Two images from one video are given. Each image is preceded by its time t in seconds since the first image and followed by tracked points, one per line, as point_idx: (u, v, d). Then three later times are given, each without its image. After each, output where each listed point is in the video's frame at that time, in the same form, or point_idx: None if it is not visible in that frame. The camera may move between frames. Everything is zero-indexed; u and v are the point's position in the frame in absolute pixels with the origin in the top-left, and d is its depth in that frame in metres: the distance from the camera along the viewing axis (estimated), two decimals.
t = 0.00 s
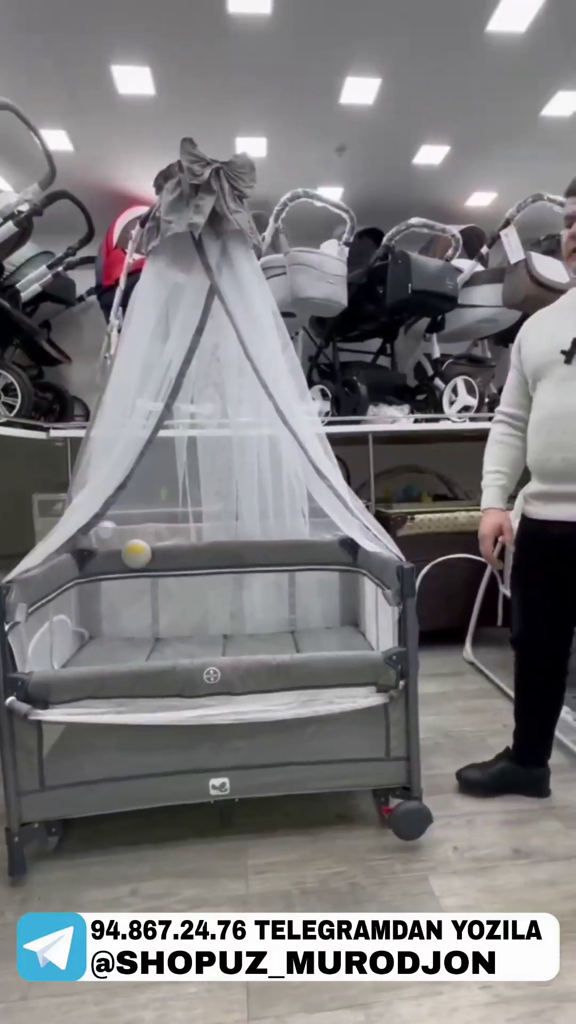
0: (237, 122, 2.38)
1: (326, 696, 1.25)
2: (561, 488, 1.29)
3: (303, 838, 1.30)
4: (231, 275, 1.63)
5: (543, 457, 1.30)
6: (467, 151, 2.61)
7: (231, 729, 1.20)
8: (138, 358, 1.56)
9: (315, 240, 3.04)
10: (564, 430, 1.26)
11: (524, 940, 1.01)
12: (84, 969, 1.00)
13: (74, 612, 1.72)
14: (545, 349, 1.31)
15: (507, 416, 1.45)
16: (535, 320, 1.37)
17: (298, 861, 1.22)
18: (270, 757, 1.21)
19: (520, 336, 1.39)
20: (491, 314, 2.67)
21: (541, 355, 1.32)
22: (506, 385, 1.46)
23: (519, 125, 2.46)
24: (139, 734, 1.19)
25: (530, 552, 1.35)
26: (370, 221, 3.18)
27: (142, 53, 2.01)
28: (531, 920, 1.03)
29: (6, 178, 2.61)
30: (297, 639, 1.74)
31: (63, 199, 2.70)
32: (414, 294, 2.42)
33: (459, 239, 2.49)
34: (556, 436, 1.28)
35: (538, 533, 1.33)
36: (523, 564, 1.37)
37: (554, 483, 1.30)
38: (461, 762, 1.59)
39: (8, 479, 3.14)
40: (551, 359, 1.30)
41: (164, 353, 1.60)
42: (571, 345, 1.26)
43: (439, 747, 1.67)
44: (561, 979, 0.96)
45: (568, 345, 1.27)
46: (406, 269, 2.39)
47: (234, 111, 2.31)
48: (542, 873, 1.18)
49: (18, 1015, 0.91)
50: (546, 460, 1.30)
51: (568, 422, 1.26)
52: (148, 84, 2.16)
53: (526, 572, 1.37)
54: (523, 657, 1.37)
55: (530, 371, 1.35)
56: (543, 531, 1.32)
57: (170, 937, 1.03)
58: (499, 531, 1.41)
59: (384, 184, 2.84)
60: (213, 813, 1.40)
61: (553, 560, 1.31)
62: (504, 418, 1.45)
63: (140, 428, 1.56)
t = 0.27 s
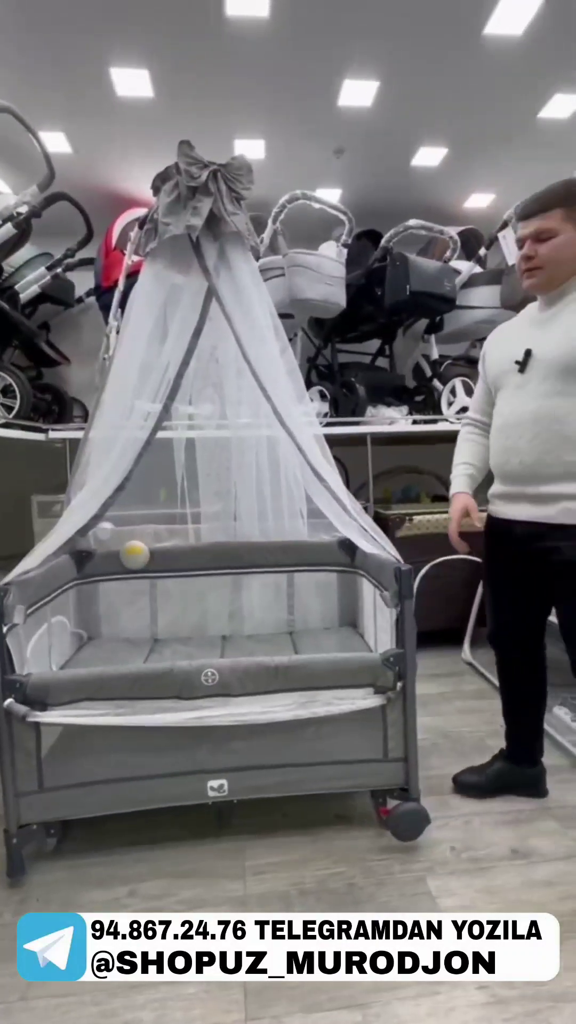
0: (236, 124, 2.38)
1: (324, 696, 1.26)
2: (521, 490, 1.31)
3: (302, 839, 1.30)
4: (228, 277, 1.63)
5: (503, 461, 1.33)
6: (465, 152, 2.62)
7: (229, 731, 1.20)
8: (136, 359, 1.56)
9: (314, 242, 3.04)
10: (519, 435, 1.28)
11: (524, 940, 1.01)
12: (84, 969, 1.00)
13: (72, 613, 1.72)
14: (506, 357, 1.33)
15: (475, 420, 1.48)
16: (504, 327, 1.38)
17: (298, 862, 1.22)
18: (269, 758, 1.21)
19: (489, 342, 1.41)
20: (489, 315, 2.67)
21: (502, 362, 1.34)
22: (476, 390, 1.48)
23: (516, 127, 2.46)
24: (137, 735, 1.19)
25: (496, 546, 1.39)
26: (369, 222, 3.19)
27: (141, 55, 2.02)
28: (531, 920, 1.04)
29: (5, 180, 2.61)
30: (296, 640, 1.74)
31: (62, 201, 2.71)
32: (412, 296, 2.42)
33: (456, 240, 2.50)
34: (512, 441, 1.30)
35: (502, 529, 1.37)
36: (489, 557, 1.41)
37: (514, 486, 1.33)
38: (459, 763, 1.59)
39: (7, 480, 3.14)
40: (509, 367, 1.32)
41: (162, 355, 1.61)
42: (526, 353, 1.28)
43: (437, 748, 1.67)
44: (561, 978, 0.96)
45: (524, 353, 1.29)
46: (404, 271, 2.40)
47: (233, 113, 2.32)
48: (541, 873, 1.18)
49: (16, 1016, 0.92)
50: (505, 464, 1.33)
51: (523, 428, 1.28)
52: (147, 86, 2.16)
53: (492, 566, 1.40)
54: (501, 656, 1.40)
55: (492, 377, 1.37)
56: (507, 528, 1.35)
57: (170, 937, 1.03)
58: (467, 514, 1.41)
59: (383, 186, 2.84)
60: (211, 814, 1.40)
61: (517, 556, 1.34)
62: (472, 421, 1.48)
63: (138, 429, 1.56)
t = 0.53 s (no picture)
0: (236, 124, 2.38)
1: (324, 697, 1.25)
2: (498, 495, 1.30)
3: (302, 839, 1.30)
4: (228, 277, 1.63)
5: (479, 464, 1.33)
6: (465, 153, 2.62)
7: (229, 731, 1.21)
8: (137, 359, 1.56)
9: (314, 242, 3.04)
10: (494, 440, 1.28)
11: (524, 940, 1.02)
12: (85, 969, 1.01)
13: (73, 614, 1.72)
14: (478, 364, 1.33)
15: (439, 419, 1.47)
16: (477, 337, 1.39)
17: (298, 862, 1.23)
18: (268, 758, 1.22)
19: (463, 349, 1.41)
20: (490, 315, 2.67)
21: (476, 369, 1.34)
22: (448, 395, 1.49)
23: (516, 128, 2.46)
24: (138, 735, 1.19)
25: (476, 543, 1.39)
26: (368, 222, 3.19)
27: (141, 55, 2.02)
28: (531, 920, 1.04)
29: (5, 181, 2.62)
30: (295, 640, 1.74)
31: (62, 201, 2.71)
32: (412, 296, 2.44)
33: (456, 240, 2.48)
34: (487, 447, 1.30)
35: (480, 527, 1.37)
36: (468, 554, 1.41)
37: (492, 490, 1.32)
38: (459, 763, 1.60)
39: (7, 481, 3.15)
40: (481, 375, 1.32)
41: (162, 356, 1.61)
42: (496, 362, 1.28)
43: (437, 748, 1.67)
44: (561, 978, 0.96)
45: (494, 362, 1.28)
46: (404, 271, 2.42)
47: (233, 113, 2.32)
48: (540, 874, 1.18)
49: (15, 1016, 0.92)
50: (481, 469, 1.33)
51: (497, 434, 1.27)
52: (146, 87, 2.16)
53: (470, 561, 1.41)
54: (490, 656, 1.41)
55: (467, 383, 1.38)
56: (486, 527, 1.36)
57: (170, 937, 1.03)
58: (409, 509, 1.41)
59: (383, 186, 2.84)
60: (211, 815, 1.40)
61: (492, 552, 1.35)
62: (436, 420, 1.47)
63: (138, 429, 1.57)
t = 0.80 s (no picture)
0: (237, 124, 2.38)
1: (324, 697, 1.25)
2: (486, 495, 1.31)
3: (303, 839, 1.30)
4: (232, 278, 1.63)
5: (468, 468, 1.34)
6: (467, 153, 2.61)
7: (230, 731, 1.21)
8: (139, 361, 1.57)
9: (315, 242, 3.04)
10: (480, 443, 1.29)
11: (524, 940, 1.02)
12: (84, 969, 1.01)
13: (75, 614, 1.72)
14: (463, 367, 1.35)
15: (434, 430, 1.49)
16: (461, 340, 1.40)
17: (298, 862, 1.23)
18: (269, 758, 1.22)
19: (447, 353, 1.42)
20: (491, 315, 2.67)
21: (460, 373, 1.36)
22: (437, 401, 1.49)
23: (518, 128, 2.46)
24: (139, 734, 1.20)
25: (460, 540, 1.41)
26: (370, 222, 3.19)
27: (142, 55, 2.02)
28: (531, 920, 1.05)
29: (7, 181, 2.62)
30: (297, 640, 1.75)
31: (64, 201, 2.72)
32: (414, 296, 2.44)
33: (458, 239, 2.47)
34: (474, 449, 1.31)
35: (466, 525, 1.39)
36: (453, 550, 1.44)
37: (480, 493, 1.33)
38: (460, 763, 1.60)
39: (11, 481, 3.16)
40: (466, 378, 1.33)
41: (165, 357, 1.61)
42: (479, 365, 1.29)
43: (437, 748, 1.68)
44: (560, 979, 0.96)
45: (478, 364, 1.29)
46: (406, 271, 2.42)
47: (234, 113, 2.32)
48: (541, 874, 1.18)
49: (17, 1014, 0.92)
50: (471, 470, 1.34)
51: (483, 437, 1.28)
52: (148, 88, 2.16)
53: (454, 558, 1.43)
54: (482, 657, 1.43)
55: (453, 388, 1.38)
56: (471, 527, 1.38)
57: (170, 937, 1.04)
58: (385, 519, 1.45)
59: (384, 186, 2.84)
60: (212, 814, 1.41)
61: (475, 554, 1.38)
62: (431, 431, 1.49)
63: (141, 429, 1.58)
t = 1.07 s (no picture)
0: (240, 126, 2.39)
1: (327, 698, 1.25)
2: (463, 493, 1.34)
3: (304, 839, 1.31)
4: (236, 278, 1.64)
5: (448, 463, 1.36)
6: (469, 153, 2.62)
7: (232, 730, 1.21)
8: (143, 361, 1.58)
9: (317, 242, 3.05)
10: (459, 440, 1.31)
11: (524, 940, 1.02)
12: (84, 969, 1.01)
13: (78, 614, 1.73)
14: (453, 365, 1.36)
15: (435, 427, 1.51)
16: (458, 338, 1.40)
17: (299, 862, 1.23)
18: (271, 757, 1.22)
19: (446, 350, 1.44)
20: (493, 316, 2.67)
21: (450, 370, 1.38)
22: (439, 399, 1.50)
23: (520, 128, 2.46)
24: (141, 733, 1.20)
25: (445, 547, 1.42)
26: (372, 222, 3.19)
27: (145, 57, 2.02)
28: (531, 920, 1.04)
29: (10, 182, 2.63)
30: (299, 640, 1.75)
31: (66, 202, 2.73)
32: (416, 296, 2.44)
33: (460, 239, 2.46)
34: (453, 445, 1.33)
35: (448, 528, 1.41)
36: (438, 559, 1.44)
37: (458, 490, 1.35)
38: (461, 763, 1.60)
39: (14, 481, 3.16)
40: (454, 375, 1.35)
41: (169, 358, 1.62)
42: (466, 364, 1.31)
43: (439, 748, 1.68)
44: (561, 980, 0.96)
45: (464, 362, 1.31)
46: (408, 271, 2.42)
47: (237, 114, 2.32)
48: (542, 874, 1.18)
49: (17, 1014, 0.93)
50: (448, 466, 1.37)
51: (461, 435, 1.31)
52: (150, 89, 2.17)
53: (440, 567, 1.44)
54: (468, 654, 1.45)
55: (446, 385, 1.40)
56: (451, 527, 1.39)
57: (170, 937, 1.04)
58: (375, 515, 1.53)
59: (387, 186, 2.85)
60: (214, 814, 1.41)
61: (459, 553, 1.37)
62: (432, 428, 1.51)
63: (144, 429, 1.58)
